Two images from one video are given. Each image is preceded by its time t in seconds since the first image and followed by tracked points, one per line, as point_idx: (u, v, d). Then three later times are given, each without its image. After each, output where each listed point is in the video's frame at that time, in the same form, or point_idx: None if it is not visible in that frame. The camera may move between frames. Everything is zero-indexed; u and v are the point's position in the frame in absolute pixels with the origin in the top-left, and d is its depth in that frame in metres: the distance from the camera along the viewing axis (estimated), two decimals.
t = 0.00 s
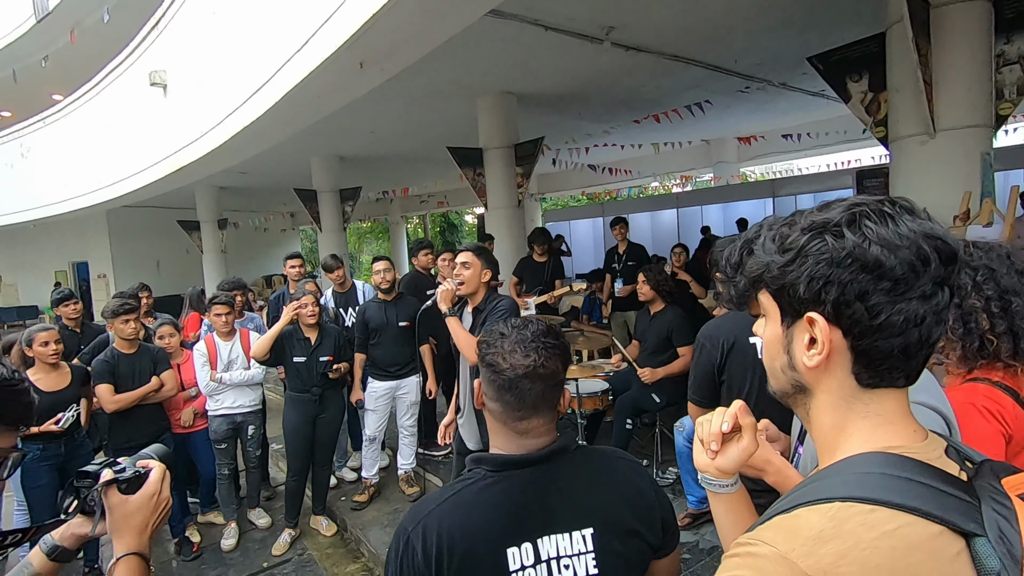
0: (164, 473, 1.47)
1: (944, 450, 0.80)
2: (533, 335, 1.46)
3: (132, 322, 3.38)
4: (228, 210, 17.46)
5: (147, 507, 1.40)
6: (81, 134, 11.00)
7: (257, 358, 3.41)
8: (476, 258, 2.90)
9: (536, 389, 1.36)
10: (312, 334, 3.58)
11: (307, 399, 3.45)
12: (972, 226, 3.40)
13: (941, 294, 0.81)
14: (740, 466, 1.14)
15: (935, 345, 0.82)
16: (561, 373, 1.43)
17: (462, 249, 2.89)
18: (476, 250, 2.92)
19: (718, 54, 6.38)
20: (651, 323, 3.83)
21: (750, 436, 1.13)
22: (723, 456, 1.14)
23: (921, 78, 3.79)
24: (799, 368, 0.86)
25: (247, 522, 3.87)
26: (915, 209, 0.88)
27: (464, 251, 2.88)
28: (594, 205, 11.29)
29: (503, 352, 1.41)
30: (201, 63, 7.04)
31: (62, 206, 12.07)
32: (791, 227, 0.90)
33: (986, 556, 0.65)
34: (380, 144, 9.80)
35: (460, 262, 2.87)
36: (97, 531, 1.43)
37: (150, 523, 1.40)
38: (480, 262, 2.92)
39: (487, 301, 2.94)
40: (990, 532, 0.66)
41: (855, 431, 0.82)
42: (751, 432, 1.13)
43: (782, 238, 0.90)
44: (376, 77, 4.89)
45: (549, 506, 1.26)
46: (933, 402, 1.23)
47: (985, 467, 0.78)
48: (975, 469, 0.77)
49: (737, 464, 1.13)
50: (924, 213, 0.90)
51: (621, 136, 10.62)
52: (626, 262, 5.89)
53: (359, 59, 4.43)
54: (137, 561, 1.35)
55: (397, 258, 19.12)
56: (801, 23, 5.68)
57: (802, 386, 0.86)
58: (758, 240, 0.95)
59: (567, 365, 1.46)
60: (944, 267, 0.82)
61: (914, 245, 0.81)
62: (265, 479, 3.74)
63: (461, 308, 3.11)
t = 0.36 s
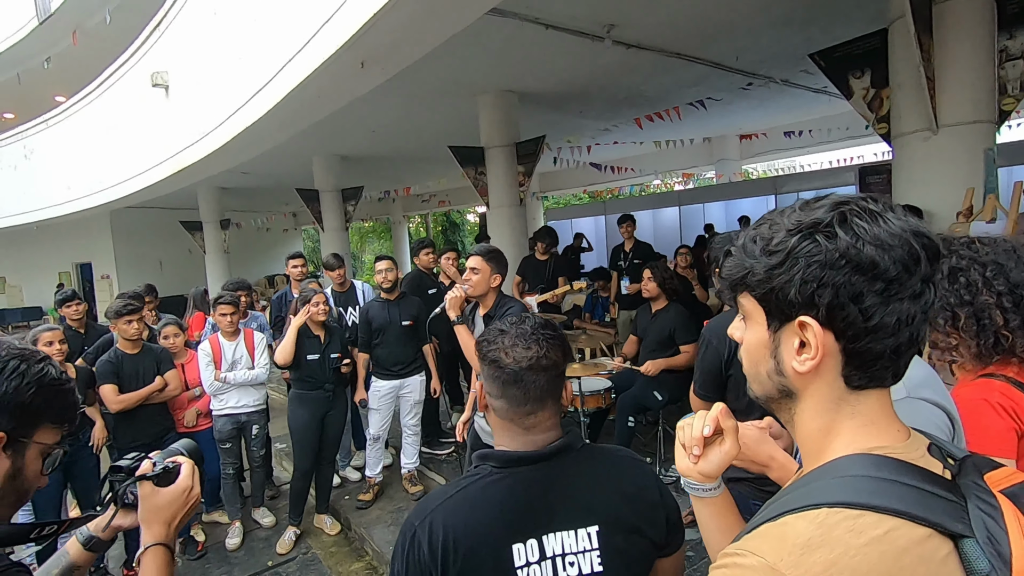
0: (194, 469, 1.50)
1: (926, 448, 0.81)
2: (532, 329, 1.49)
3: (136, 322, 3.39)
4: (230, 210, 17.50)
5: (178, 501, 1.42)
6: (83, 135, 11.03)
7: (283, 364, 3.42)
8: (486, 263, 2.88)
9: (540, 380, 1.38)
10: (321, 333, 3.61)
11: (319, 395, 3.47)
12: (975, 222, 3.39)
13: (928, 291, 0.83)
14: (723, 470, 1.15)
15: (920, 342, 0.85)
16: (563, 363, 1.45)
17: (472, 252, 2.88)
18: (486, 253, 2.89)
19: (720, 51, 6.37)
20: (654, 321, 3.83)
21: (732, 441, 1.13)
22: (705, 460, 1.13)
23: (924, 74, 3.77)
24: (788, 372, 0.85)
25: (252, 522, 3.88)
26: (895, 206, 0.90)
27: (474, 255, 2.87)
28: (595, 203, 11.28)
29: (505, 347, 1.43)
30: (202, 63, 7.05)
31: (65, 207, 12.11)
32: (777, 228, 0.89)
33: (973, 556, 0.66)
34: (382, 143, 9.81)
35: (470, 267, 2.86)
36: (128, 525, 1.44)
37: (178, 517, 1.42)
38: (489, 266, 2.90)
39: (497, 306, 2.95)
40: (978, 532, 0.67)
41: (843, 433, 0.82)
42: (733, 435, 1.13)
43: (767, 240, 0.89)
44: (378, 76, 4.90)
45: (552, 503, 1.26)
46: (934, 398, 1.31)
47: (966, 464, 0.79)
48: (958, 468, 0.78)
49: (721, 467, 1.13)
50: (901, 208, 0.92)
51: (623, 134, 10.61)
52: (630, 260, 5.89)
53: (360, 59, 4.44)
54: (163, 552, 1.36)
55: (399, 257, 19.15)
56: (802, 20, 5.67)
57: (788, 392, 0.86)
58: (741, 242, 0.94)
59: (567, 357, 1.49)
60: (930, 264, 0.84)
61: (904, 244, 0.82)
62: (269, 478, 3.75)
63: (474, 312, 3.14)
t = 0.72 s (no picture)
0: (210, 467, 1.51)
1: (922, 450, 0.82)
2: (521, 331, 1.50)
3: (138, 323, 3.41)
4: (232, 212, 17.54)
5: (195, 498, 1.43)
6: (86, 137, 11.07)
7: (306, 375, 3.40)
8: (466, 261, 2.90)
9: (540, 382, 1.40)
10: (323, 333, 3.64)
11: (322, 394, 3.49)
12: (977, 220, 3.38)
13: (920, 288, 0.84)
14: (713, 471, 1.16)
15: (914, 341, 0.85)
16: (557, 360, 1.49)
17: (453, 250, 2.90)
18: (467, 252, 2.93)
19: (721, 50, 6.37)
20: (656, 320, 3.83)
21: (725, 442, 1.15)
22: (699, 459, 1.15)
23: (925, 73, 3.77)
24: (785, 373, 0.85)
25: (255, 522, 3.89)
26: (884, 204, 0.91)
27: (455, 252, 2.89)
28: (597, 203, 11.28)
29: (501, 353, 1.43)
30: (205, 65, 7.08)
31: (68, 209, 12.15)
32: (769, 228, 0.90)
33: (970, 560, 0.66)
34: (384, 144, 9.82)
35: (449, 263, 2.88)
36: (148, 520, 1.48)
37: (195, 514, 1.43)
38: (469, 264, 2.93)
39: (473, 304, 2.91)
40: (974, 535, 0.67)
41: (839, 436, 0.82)
42: (726, 437, 1.15)
43: (759, 241, 0.89)
44: (379, 77, 4.91)
45: (557, 497, 1.27)
46: (932, 397, 1.33)
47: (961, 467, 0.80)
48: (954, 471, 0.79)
49: (714, 466, 1.15)
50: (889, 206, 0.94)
51: (624, 133, 10.61)
52: (633, 259, 5.88)
53: (361, 60, 4.46)
54: (181, 547, 1.38)
55: (401, 258, 19.17)
56: (804, 18, 5.66)
57: (785, 394, 0.87)
58: (733, 244, 0.94)
59: (557, 353, 1.53)
60: (922, 262, 0.85)
61: (896, 241, 0.83)
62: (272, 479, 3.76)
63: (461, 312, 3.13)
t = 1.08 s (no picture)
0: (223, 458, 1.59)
1: (921, 455, 0.83)
2: (508, 333, 1.52)
3: (140, 326, 3.42)
4: (234, 214, 17.57)
5: (210, 487, 1.52)
6: (88, 140, 11.10)
7: (294, 380, 3.45)
8: (436, 259, 3.05)
9: (532, 381, 1.43)
10: (319, 336, 3.64)
11: (317, 397, 3.47)
12: (978, 220, 3.38)
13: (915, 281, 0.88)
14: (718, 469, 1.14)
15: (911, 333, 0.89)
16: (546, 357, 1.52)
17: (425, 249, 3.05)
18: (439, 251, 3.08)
19: (721, 50, 6.36)
20: (656, 320, 3.82)
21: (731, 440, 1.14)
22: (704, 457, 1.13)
23: (925, 72, 3.77)
24: (795, 372, 0.85)
25: (258, 524, 3.90)
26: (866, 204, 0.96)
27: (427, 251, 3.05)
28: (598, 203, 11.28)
29: (491, 355, 1.45)
30: (206, 67, 7.10)
31: (71, 212, 12.19)
32: (772, 230, 0.90)
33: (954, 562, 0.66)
34: (385, 146, 9.83)
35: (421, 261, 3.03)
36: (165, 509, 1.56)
37: (209, 502, 1.51)
38: (440, 262, 3.07)
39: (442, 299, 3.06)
40: (960, 539, 0.67)
41: (836, 437, 0.84)
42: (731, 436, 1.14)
43: (764, 243, 0.89)
44: (379, 79, 4.92)
45: (556, 499, 1.27)
46: (931, 397, 1.32)
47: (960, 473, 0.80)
48: (952, 476, 0.79)
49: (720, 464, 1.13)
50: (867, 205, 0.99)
51: (625, 134, 10.61)
52: (634, 260, 5.87)
53: (362, 62, 4.47)
54: (196, 534, 1.46)
55: (403, 259, 19.19)
56: (804, 18, 5.66)
57: (791, 396, 0.86)
58: (734, 247, 0.93)
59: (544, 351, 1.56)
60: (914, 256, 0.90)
61: (893, 236, 0.87)
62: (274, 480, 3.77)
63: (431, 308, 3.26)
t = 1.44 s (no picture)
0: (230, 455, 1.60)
1: (929, 455, 0.83)
2: (479, 342, 1.52)
3: (140, 328, 3.42)
4: (234, 216, 17.58)
5: (218, 483, 1.52)
6: (88, 143, 11.11)
7: (284, 384, 3.51)
8: (419, 261, 3.11)
9: (509, 383, 1.43)
10: (310, 340, 3.62)
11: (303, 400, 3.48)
12: (977, 220, 3.37)
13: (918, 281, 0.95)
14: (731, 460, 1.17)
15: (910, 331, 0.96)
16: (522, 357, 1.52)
17: (407, 252, 3.10)
18: (420, 253, 3.13)
19: (720, 51, 6.37)
20: (655, 322, 3.83)
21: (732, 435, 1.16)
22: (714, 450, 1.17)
23: (924, 72, 3.78)
24: (819, 374, 0.86)
25: (259, 526, 3.90)
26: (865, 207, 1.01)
27: (409, 254, 3.10)
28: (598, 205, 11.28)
29: (462, 367, 1.44)
30: (206, 70, 7.11)
31: (71, 215, 12.20)
32: (797, 233, 0.90)
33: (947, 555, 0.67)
34: (384, 148, 9.83)
35: (404, 264, 3.09)
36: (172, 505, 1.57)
37: (216, 497, 1.51)
38: (423, 264, 3.14)
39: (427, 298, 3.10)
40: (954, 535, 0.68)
41: (845, 436, 0.86)
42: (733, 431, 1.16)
43: (792, 246, 0.88)
44: (379, 81, 4.93)
45: (553, 501, 1.28)
46: (924, 397, 1.31)
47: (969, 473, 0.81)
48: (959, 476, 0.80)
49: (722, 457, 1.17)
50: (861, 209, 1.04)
51: (625, 135, 10.61)
52: (634, 261, 5.88)
53: (361, 65, 4.48)
54: (203, 528, 1.47)
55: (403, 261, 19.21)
56: (803, 18, 5.67)
57: (813, 399, 0.87)
58: (758, 248, 0.91)
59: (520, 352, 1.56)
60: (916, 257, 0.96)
61: (907, 240, 0.91)
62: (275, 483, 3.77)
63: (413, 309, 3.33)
